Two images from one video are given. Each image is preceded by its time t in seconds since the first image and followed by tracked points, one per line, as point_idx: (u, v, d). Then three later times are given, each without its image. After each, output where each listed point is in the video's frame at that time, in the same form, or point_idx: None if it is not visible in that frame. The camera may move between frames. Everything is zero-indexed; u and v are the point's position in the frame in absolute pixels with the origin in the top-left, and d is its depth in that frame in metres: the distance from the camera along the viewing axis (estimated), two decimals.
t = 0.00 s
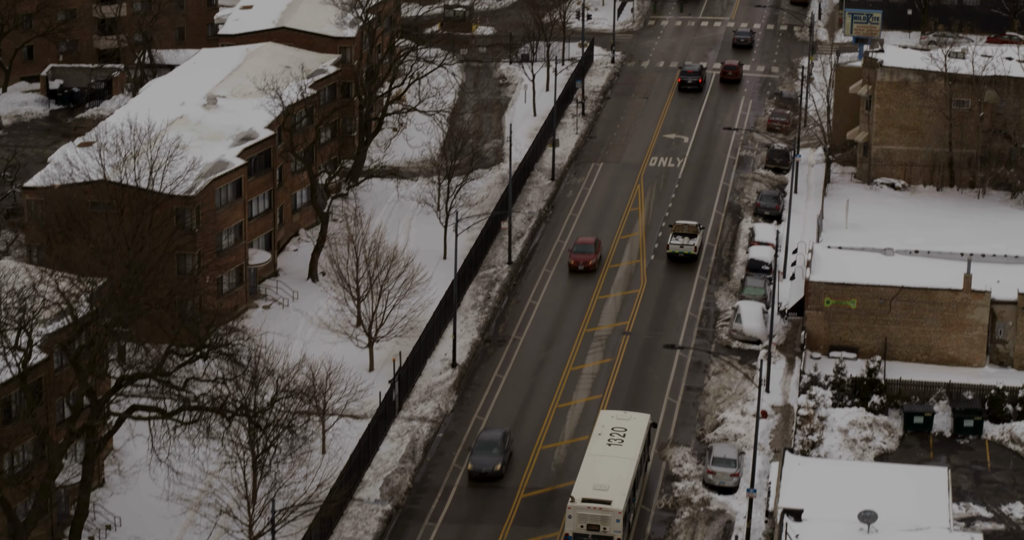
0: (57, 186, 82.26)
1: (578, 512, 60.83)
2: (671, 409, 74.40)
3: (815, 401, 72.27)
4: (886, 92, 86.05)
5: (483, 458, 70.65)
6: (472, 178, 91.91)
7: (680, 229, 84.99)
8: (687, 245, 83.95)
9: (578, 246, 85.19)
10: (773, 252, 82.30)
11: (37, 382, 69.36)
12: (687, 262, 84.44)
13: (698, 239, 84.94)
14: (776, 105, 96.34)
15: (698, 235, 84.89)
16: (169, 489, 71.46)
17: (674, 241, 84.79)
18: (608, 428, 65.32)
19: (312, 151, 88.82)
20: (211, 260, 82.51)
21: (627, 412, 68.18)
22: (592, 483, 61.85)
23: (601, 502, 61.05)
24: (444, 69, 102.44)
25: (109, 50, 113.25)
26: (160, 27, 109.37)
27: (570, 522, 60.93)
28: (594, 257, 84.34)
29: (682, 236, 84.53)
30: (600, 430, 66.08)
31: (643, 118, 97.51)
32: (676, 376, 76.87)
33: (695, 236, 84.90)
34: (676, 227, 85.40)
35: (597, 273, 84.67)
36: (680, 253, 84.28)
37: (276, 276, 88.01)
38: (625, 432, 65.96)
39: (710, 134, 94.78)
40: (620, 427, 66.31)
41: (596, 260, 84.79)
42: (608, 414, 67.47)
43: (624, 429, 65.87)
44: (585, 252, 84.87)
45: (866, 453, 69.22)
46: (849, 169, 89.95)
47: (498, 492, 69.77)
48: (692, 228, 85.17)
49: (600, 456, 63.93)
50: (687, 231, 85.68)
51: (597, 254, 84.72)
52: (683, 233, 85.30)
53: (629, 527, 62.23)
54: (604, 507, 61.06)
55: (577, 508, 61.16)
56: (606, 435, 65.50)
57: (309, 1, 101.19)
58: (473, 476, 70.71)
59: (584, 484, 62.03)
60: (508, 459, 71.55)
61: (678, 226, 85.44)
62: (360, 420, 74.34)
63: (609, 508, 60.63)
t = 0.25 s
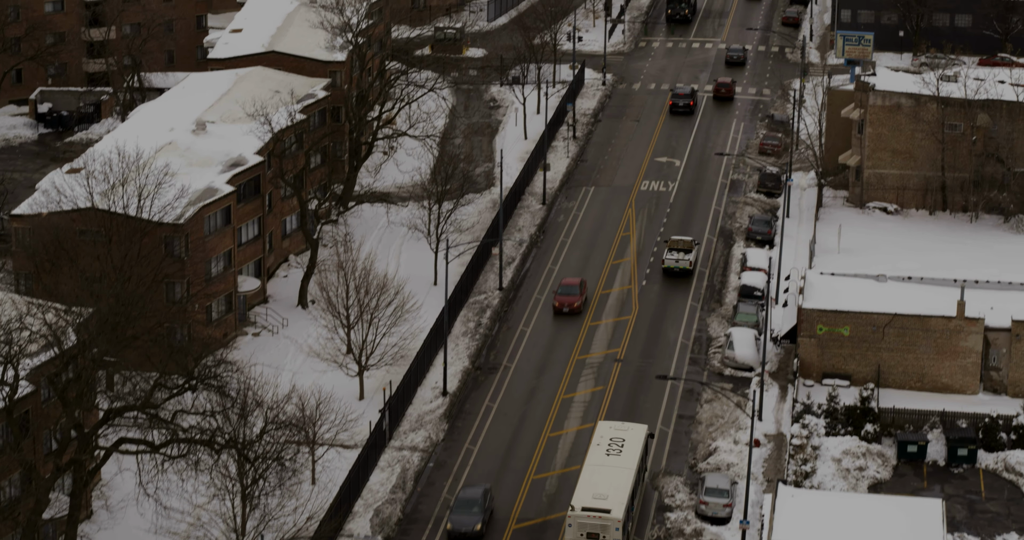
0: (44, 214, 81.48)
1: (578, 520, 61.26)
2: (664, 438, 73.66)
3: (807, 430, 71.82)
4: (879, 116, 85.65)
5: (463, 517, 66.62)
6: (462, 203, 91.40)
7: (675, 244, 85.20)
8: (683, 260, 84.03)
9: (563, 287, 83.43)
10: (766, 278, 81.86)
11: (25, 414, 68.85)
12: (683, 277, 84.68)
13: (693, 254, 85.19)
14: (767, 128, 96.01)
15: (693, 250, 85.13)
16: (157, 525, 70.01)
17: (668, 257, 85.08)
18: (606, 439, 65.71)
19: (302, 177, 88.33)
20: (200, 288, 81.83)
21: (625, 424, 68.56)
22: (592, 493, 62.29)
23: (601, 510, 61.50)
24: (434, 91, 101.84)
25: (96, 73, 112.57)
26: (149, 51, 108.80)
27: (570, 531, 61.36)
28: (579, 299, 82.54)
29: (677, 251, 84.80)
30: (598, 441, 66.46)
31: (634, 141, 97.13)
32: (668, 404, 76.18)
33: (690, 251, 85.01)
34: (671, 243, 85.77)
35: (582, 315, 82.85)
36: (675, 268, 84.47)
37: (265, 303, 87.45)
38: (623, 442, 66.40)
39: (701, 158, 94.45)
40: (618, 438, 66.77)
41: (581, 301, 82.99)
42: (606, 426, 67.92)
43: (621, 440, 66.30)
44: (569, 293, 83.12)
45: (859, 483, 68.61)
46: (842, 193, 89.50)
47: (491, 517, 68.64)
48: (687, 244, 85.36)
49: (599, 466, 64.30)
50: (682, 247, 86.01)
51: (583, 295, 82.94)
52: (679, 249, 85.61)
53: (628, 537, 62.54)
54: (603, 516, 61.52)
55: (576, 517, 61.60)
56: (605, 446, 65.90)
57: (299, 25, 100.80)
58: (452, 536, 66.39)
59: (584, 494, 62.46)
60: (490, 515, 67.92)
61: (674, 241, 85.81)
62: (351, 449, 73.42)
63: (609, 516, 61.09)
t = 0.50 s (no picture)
0: (32, 242, 80.62)
1: (577, 530, 61.82)
2: (656, 466, 72.90)
3: (801, 459, 71.20)
4: (871, 139, 85.33)
5: None
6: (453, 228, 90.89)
7: (670, 260, 85.64)
8: (678, 275, 84.38)
9: (548, 329, 81.66)
10: (758, 303, 81.46)
11: (13, 447, 68.16)
12: (678, 292, 84.90)
13: (688, 270, 85.56)
14: (759, 151, 95.65)
15: (689, 265, 85.44)
16: None
17: (663, 272, 85.36)
18: (605, 449, 66.32)
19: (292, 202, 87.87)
20: (189, 316, 81.22)
21: (622, 435, 69.13)
22: (591, 502, 62.93)
23: (601, 519, 62.11)
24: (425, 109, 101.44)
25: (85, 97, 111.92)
26: (138, 74, 108.19)
27: None
28: (564, 341, 80.72)
29: (673, 266, 85.07)
30: (596, 451, 67.01)
31: (626, 164, 96.74)
32: (660, 432, 75.47)
33: (685, 266, 85.27)
34: (666, 258, 85.97)
35: (567, 358, 80.97)
36: (671, 284, 84.76)
37: (255, 329, 86.94)
38: (621, 453, 66.99)
39: (693, 181, 94.09)
40: (616, 448, 67.31)
41: (566, 343, 81.16)
42: (605, 437, 68.59)
43: (620, 451, 66.89)
44: (554, 335, 81.33)
45: (853, 513, 68.03)
46: (834, 217, 89.08)
47: None
48: (682, 259, 85.74)
49: (597, 476, 64.93)
50: (677, 262, 86.26)
51: (568, 337, 81.11)
52: (674, 264, 85.95)
53: None
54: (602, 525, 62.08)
55: (576, 526, 62.17)
56: (603, 456, 66.49)
57: (289, 47, 100.39)
58: None
59: (583, 503, 63.08)
60: None
61: (669, 257, 86.07)
62: (341, 479, 72.61)
63: (608, 525, 61.66)
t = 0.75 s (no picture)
0: (18, 270, 79.86)
1: None
2: (649, 495, 72.05)
3: (794, 488, 70.53)
4: (863, 163, 84.96)
5: None
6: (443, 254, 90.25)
7: (665, 275, 85.89)
8: (672, 291, 84.59)
9: (532, 375, 79.34)
10: (750, 329, 80.94)
11: None
12: (672, 307, 85.17)
13: (683, 284, 85.89)
14: (751, 174, 95.20)
15: (683, 279, 85.72)
16: None
17: (658, 286, 85.56)
18: (602, 459, 66.87)
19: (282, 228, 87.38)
20: (178, 344, 80.52)
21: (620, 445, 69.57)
22: (589, 511, 63.60)
23: (598, 530, 62.78)
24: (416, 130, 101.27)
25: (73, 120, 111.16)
26: (127, 98, 107.57)
27: None
28: (548, 387, 78.45)
29: (667, 281, 85.35)
30: (594, 461, 67.53)
31: (617, 186, 96.29)
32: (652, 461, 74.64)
33: (680, 281, 85.55)
34: (661, 273, 86.16)
35: (551, 404, 78.71)
36: (666, 298, 84.99)
37: (244, 356, 86.29)
38: (619, 462, 67.47)
39: (685, 203, 93.67)
40: (614, 457, 67.82)
41: (550, 388, 78.87)
42: (602, 446, 68.93)
43: (617, 460, 67.38)
44: (538, 380, 79.04)
45: None
46: (827, 240, 88.61)
47: None
48: (676, 273, 85.98)
49: (594, 486, 65.56)
50: (671, 276, 86.43)
51: (552, 383, 78.85)
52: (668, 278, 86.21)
53: None
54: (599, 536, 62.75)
55: (574, 536, 62.87)
56: (601, 466, 67.02)
57: (278, 71, 99.96)
58: None
59: (581, 512, 63.76)
60: None
61: (663, 272, 86.26)
62: (331, 508, 71.55)
63: (606, 535, 62.33)
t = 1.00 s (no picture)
0: (5, 300, 78.65)
1: None
2: (641, 526, 70.61)
3: (786, 519, 69.39)
4: (855, 188, 84.64)
5: None
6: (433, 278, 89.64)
7: (659, 290, 86.23)
8: (666, 306, 84.94)
9: (515, 421, 76.89)
10: (742, 356, 80.35)
11: None
12: (666, 323, 85.35)
13: (677, 300, 86.18)
14: (742, 197, 94.83)
15: (677, 295, 85.99)
16: None
17: (652, 303, 85.84)
18: (599, 470, 67.33)
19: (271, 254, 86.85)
20: (167, 374, 79.74)
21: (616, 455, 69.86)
22: (587, 521, 64.22)
23: None
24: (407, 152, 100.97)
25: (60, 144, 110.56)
26: (115, 122, 106.85)
27: None
28: (532, 435, 76.03)
29: (661, 297, 85.61)
30: (590, 472, 68.02)
31: (608, 210, 95.89)
32: (645, 489, 73.70)
33: (674, 297, 85.90)
34: (655, 289, 86.58)
35: (535, 453, 76.29)
36: (659, 314, 85.27)
37: (232, 384, 85.60)
38: (615, 473, 67.87)
39: (676, 227, 93.29)
40: (611, 468, 68.28)
41: (534, 436, 76.44)
42: (599, 456, 69.27)
43: (614, 471, 67.86)
44: (521, 428, 76.58)
45: None
46: (818, 264, 88.20)
47: None
48: (671, 289, 86.33)
49: (591, 496, 66.09)
50: (666, 292, 86.69)
51: (535, 431, 76.41)
52: (663, 294, 86.40)
53: None
54: None
55: None
56: (597, 477, 67.47)
57: (267, 95, 99.48)
58: None
59: (579, 523, 64.39)
60: None
61: (658, 288, 86.63)
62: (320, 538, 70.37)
63: None
